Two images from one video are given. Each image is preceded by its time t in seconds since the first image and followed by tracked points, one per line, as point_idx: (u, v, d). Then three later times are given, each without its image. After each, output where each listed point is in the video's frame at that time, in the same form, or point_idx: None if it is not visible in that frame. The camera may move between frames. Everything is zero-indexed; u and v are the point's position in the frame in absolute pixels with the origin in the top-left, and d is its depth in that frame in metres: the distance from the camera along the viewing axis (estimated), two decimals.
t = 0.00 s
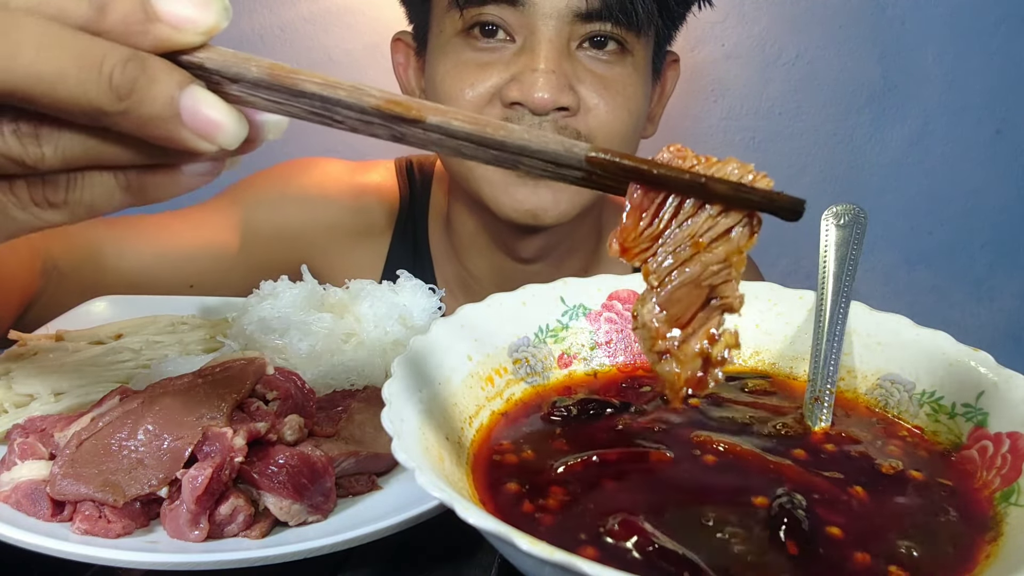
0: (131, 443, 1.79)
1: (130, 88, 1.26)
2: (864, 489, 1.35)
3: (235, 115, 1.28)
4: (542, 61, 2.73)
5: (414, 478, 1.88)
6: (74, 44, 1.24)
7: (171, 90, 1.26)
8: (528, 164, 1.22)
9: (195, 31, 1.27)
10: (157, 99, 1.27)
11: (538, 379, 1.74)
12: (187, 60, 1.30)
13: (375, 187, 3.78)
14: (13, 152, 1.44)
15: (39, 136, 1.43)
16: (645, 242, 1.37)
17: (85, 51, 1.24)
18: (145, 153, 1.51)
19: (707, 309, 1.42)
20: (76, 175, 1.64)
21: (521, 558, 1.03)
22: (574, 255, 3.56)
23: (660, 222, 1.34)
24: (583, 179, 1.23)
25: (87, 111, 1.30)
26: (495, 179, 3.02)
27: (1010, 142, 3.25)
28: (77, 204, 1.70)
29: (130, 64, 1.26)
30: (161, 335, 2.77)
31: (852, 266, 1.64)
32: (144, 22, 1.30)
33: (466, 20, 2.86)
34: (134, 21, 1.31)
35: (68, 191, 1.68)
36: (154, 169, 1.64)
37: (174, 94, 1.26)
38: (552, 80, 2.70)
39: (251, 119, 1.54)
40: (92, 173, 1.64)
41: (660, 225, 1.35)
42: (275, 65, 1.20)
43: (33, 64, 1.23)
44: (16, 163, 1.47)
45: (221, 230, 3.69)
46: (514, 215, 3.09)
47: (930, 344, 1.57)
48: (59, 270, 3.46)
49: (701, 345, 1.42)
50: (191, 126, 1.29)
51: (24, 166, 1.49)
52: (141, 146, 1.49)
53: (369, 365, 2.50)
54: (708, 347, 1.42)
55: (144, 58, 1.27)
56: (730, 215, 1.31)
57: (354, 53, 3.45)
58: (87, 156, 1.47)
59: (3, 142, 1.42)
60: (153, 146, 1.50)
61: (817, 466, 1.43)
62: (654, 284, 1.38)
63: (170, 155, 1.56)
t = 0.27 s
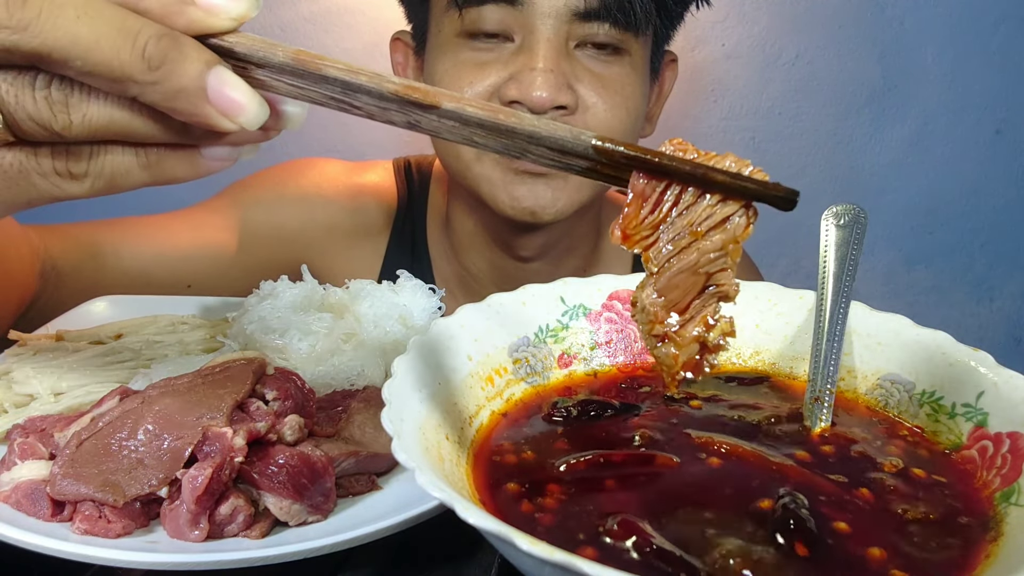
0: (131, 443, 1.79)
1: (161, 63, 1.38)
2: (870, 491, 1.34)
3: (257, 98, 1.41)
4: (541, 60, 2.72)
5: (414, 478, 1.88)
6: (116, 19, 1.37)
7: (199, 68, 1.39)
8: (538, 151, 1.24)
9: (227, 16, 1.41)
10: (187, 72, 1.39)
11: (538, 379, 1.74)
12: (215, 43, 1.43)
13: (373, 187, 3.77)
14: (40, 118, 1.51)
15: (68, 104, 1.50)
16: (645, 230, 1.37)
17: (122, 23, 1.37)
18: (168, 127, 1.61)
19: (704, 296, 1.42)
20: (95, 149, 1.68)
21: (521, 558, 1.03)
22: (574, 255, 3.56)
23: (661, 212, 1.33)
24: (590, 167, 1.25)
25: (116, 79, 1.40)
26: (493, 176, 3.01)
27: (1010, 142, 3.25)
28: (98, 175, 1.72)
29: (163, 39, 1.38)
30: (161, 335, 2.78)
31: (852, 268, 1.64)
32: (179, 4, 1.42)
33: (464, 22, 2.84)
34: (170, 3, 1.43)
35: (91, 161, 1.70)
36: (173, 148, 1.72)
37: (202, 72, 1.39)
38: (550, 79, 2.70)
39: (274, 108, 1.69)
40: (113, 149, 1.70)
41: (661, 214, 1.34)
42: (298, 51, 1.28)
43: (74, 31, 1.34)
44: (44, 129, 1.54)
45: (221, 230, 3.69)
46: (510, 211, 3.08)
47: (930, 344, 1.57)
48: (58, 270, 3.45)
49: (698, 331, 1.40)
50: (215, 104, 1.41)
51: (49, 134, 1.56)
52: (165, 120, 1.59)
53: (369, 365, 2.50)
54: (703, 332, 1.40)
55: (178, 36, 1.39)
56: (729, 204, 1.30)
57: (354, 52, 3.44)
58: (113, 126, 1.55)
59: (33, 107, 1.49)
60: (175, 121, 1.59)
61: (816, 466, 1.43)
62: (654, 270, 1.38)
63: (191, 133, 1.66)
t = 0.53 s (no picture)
0: (130, 443, 1.79)
1: (157, 77, 1.37)
2: (872, 492, 1.34)
3: (253, 112, 1.41)
4: (545, 60, 2.73)
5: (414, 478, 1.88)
6: (110, 32, 1.36)
7: (195, 82, 1.39)
8: (530, 166, 1.24)
9: (221, 28, 1.40)
10: (183, 85, 1.39)
11: (538, 379, 1.74)
12: (211, 55, 1.43)
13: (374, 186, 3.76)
14: (38, 132, 1.51)
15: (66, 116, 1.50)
16: (640, 241, 1.37)
17: (117, 39, 1.35)
18: (166, 138, 1.61)
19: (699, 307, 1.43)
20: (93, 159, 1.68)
21: (521, 558, 1.03)
22: (575, 254, 3.56)
23: (656, 223, 1.34)
24: (585, 179, 1.24)
25: (113, 95, 1.39)
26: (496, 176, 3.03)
27: (1010, 142, 3.25)
28: (96, 187, 1.72)
29: (158, 53, 1.37)
30: (161, 336, 2.77)
31: (852, 267, 1.64)
32: (174, 17, 1.42)
33: (468, 21, 2.84)
34: (165, 15, 1.43)
35: (89, 172, 1.69)
36: (172, 159, 1.71)
37: (198, 86, 1.39)
38: (555, 79, 2.71)
39: (270, 118, 1.68)
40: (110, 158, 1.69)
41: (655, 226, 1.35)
42: (294, 63, 1.27)
43: (69, 47, 1.33)
44: (43, 142, 1.54)
45: (221, 229, 3.69)
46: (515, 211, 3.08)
47: (930, 344, 1.57)
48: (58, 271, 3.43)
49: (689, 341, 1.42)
50: (213, 116, 1.41)
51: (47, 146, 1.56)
52: (165, 134, 1.59)
53: (369, 365, 2.50)
54: (698, 342, 1.42)
55: (172, 49, 1.39)
56: (723, 217, 1.31)
57: (355, 53, 3.45)
58: (112, 139, 1.55)
59: (32, 121, 1.49)
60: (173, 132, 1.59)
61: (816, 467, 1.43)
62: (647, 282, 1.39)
63: (190, 143, 1.65)
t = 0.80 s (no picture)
0: (130, 443, 1.79)
1: (152, 107, 1.31)
2: (862, 488, 1.35)
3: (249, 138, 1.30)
4: (544, 63, 2.76)
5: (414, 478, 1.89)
6: (101, 66, 1.31)
7: (192, 110, 1.30)
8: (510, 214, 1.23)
9: (208, 60, 1.25)
10: (176, 117, 1.31)
11: (538, 379, 1.74)
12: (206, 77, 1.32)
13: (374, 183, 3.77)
14: (39, 154, 1.53)
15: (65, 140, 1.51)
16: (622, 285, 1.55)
17: (111, 74, 1.31)
18: (168, 163, 1.58)
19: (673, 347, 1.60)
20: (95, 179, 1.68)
21: (520, 558, 1.03)
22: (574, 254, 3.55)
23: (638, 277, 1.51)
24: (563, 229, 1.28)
25: (111, 126, 1.36)
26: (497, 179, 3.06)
27: (1009, 142, 3.26)
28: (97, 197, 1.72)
29: (151, 87, 1.30)
30: (161, 335, 2.77)
31: (852, 268, 1.64)
32: (160, 48, 1.30)
33: (466, 23, 2.84)
34: (153, 46, 1.31)
35: (93, 187, 1.70)
36: (174, 173, 1.71)
37: (194, 115, 1.30)
38: (554, 82, 2.75)
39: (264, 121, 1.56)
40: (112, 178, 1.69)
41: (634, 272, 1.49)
42: (282, 97, 1.12)
43: (64, 86, 1.30)
44: (41, 160, 1.56)
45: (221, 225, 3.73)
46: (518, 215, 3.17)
47: (930, 343, 1.58)
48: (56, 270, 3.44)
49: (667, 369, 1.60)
50: (207, 146, 1.32)
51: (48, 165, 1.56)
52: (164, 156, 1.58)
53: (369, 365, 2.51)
54: (672, 376, 1.60)
55: (164, 81, 1.30)
56: (696, 275, 1.48)
57: (355, 54, 3.43)
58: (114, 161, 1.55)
59: (33, 144, 1.52)
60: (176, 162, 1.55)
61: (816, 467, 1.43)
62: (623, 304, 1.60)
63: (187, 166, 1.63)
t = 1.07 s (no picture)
0: (130, 443, 1.79)
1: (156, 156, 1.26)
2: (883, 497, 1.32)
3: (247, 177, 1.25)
4: (529, 67, 3.01)
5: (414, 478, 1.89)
6: (91, 111, 1.22)
7: (190, 150, 1.25)
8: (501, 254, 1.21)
9: (200, 101, 1.16)
10: (176, 159, 1.26)
11: (537, 379, 1.74)
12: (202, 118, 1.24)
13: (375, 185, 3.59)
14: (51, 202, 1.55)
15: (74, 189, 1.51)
16: (605, 332, 1.49)
17: (110, 124, 1.24)
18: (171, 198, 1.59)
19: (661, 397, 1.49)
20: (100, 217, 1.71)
21: (520, 557, 1.03)
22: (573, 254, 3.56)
23: (621, 323, 1.47)
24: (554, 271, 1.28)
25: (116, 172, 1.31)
26: (489, 180, 3.36)
27: (1010, 142, 3.25)
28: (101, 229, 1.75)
29: (150, 133, 1.24)
30: (161, 335, 2.77)
31: (851, 269, 1.65)
32: (155, 93, 1.17)
33: (455, 29, 3.04)
34: (147, 89, 1.18)
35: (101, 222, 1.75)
36: (173, 209, 1.72)
37: (193, 156, 1.25)
38: (538, 87, 3.03)
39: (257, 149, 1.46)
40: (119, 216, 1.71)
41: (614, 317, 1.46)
42: (276, 136, 1.08)
43: (63, 141, 1.23)
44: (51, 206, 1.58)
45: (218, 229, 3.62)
46: (508, 211, 3.45)
47: (930, 344, 1.57)
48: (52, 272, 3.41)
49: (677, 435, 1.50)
50: (207, 185, 1.27)
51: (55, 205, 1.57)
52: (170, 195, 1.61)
53: (369, 365, 2.51)
54: (661, 431, 1.42)
55: (161, 123, 1.24)
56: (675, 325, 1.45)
57: (355, 54, 3.34)
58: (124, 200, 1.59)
59: (42, 192, 1.53)
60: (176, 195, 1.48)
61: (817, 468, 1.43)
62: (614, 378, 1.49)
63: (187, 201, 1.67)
